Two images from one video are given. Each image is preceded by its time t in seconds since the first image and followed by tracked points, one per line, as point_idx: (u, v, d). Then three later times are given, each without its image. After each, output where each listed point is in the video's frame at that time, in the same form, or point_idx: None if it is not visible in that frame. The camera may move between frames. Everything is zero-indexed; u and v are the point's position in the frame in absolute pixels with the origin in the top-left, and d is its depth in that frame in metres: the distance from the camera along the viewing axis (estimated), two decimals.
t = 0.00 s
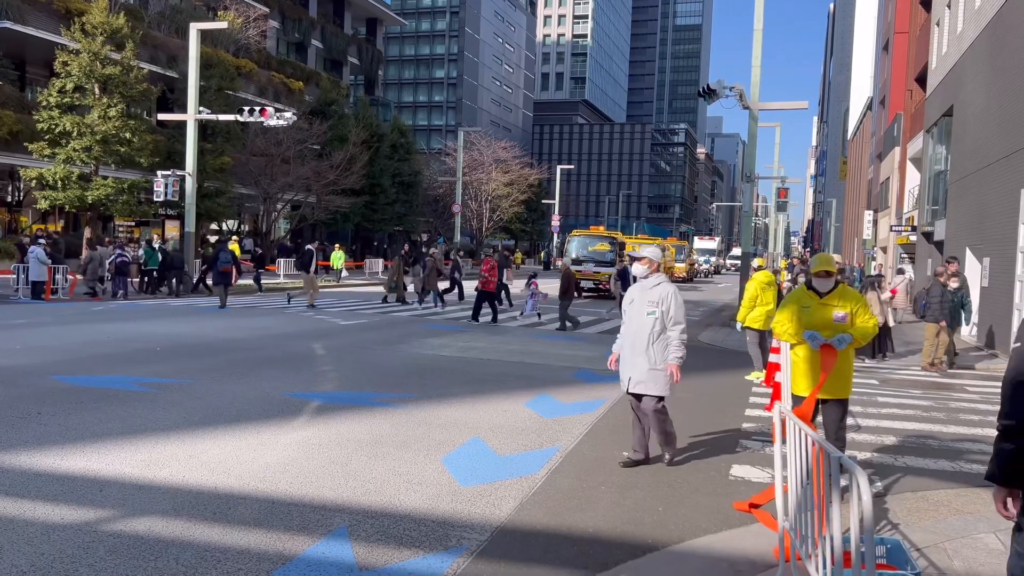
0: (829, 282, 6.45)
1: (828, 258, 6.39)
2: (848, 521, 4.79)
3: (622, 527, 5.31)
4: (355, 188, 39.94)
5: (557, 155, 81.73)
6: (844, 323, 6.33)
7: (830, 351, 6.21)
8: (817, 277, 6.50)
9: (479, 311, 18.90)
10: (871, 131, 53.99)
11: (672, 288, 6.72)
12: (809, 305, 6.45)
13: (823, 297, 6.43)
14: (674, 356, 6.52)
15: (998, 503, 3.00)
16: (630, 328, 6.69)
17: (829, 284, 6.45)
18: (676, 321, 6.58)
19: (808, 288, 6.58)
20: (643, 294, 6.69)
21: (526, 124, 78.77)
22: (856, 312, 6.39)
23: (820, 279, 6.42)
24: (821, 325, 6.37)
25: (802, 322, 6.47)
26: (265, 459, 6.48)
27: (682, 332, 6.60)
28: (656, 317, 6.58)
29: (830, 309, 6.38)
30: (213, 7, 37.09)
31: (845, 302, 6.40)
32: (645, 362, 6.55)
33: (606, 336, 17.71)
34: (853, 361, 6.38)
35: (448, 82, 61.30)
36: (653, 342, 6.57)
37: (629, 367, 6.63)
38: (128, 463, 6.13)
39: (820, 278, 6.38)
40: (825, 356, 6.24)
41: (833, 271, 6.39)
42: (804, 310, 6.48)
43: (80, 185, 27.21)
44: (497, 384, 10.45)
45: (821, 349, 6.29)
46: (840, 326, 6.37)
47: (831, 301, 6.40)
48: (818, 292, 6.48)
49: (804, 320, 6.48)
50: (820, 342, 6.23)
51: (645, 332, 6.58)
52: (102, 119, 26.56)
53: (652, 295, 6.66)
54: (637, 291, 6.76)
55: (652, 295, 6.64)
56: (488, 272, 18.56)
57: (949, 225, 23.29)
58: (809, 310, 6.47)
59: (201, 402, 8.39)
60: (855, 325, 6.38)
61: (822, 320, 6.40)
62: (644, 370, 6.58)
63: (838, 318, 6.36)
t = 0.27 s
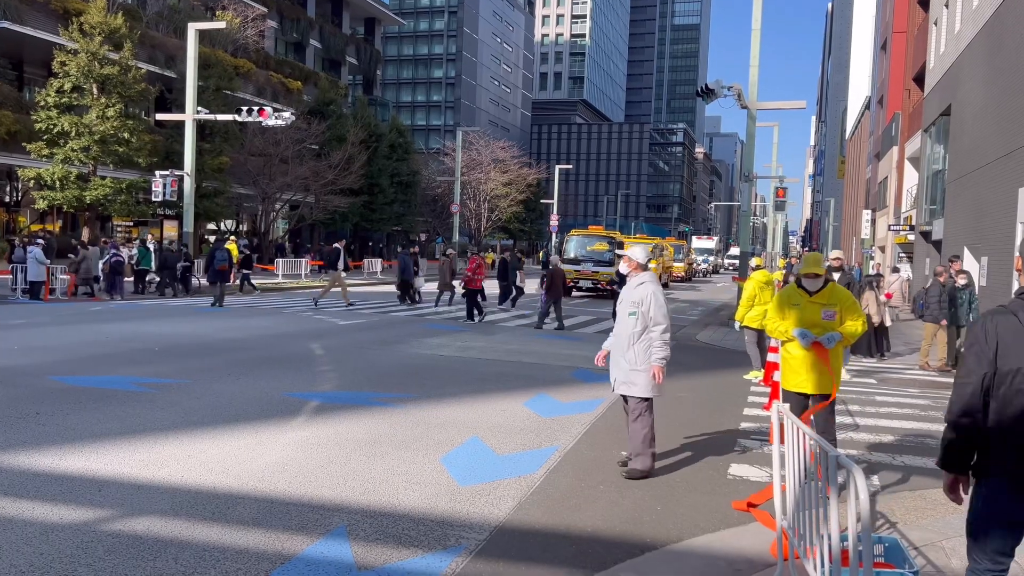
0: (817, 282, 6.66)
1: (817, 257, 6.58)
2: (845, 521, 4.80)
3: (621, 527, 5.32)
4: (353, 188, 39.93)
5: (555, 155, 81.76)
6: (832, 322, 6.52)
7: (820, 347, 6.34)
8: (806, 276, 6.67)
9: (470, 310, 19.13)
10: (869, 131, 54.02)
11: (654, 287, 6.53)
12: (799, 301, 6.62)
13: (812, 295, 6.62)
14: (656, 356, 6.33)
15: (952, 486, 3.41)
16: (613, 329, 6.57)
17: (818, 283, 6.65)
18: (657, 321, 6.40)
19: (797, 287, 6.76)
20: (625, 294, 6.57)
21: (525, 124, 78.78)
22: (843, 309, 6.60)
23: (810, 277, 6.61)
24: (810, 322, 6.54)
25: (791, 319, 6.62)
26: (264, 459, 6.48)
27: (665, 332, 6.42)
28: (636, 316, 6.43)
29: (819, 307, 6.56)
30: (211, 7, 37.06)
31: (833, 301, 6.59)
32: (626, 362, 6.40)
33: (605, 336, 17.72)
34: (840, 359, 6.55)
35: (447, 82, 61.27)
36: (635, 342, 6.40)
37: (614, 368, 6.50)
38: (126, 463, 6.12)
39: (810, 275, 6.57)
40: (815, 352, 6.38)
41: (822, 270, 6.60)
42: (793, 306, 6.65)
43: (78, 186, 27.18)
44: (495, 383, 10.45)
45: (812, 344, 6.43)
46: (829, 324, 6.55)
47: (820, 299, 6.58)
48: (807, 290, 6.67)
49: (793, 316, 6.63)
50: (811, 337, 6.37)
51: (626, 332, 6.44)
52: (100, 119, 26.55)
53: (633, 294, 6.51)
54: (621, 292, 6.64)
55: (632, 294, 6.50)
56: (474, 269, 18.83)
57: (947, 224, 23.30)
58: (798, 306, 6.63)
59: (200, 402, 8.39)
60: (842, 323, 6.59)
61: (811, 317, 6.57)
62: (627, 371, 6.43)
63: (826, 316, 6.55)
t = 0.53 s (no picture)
0: (811, 283, 6.72)
1: (809, 258, 6.62)
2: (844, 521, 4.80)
3: (620, 527, 5.32)
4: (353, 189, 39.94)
5: (554, 155, 81.80)
6: (827, 321, 6.54)
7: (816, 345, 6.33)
8: (799, 277, 6.73)
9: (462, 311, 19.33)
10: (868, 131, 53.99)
11: (636, 287, 6.36)
12: (794, 302, 6.67)
13: (806, 295, 6.66)
14: (635, 357, 6.20)
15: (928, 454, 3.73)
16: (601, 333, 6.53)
17: (812, 284, 6.70)
18: (633, 322, 6.24)
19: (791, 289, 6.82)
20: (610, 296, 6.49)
21: (524, 125, 78.81)
22: (838, 309, 6.62)
23: (803, 277, 6.67)
24: (805, 321, 6.56)
25: (786, 319, 6.66)
26: (264, 459, 6.49)
27: (644, 331, 6.23)
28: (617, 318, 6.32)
29: (813, 307, 6.60)
30: (210, 8, 37.06)
31: (828, 302, 6.61)
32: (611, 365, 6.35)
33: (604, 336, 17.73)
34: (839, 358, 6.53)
35: (446, 82, 61.29)
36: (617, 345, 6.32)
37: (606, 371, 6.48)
38: (126, 464, 6.12)
39: (803, 276, 6.63)
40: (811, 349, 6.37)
41: (815, 271, 6.66)
42: (788, 307, 6.70)
43: (78, 186, 27.19)
44: (495, 384, 10.45)
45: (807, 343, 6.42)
46: (824, 323, 6.56)
47: (814, 299, 6.62)
48: (801, 291, 6.72)
49: (789, 317, 6.67)
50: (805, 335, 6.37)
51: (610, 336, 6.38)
52: (100, 119, 26.56)
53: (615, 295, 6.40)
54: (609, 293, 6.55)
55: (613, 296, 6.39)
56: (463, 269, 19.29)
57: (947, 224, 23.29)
58: (793, 307, 6.68)
59: (200, 403, 8.40)
60: (838, 323, 6.61)
61: (806, 317, 6.60)
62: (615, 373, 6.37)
63: (821, 315, 6.56)
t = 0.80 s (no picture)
0: (814, 282, 6.72)
1: (812, 258, 6.64)
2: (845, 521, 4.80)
3: (620, 527, 5.32)
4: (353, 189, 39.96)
5: (554, 156, 81.87)
6: (830, 320, 6.55)
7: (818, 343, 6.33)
8: (802, 276, 6.74)
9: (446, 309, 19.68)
10: (868, 131, 53.92)
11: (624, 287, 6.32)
12: (797, 302, 6.67)
13: (809, 295, 6.67)
14: (614, 358, 6.17)
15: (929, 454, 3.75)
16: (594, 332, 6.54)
17: (814, 284, 6.71)
18: (616, 322, 6.20)
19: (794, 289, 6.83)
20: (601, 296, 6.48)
21: (524, 125, 78.84)
22: (841, 309, 6.62)
23: (806, 277, 6.67)
24: (808, 322, 6.57)
25: (790, 319, 6.67)
26: (264, 460, 6.50)
27: (626, 330, 6.16)
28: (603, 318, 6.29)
29: (816, 307, 6.61)
30: (210, 9, 37.09)
31: (831, 301, 6.62)
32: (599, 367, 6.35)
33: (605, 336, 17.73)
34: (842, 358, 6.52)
35: (446, 83, 61.34)
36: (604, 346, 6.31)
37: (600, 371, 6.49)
38: (126, 465, 6.13)
39: (805, 276, 6.65)
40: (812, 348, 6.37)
41: (818, 271, 6.66)
42: (791, 306, 6.70)
43: (78, 188, 27.22)
44: (495, 384, 10.46)
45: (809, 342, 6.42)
46: (826, 323, 6.57)
47: (817, 299, 6.63)
48: (804, 291, 6.73)
49: (793, 317, 6.67)
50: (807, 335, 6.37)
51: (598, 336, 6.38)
52: (99, 120, 26.56)
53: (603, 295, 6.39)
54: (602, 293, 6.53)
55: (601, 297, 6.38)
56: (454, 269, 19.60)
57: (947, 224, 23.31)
58: (796, 306, 6.68)
59: (201, 403, 8.40)
60: (841, 323, 6.61)
61: (808, 317, 6.61)
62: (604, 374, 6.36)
63: (823, 315, 6.58)
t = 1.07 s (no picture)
0: (818, 282, 6.71)
1: (816, 258, 6.67)
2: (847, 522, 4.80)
3: (621, 528, 5.32)
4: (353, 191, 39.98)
5: (554, 157, 81.90)
6: (834, 320, 6.56)
7: (821, 343, 6.33)
8: (806, 277, 6.75)
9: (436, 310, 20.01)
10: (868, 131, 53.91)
11: (621, 289, 6.36)
12: (801, 302, 6.66)
13: (814, 295, 6.66)
14: (607, 360, 6.25)
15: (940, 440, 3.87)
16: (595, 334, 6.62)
17: (818, 284, 6.71)
18: (610, 323, 6.26)
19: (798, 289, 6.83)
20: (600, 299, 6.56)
21: (524, 126, 78.89)
22: (845, 309, 6.64)
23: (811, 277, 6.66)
24: (812, 322, 6.56)
25: (794, 319, 6.65)
26: (265, 462, 6.50)
27: (618, 333, 6.22)
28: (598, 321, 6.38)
29: (820, 307, 6.61)
30: (211, 11, 37.13)
31: (835, 301, 6.63)
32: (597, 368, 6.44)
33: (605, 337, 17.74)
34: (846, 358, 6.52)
35: (446, 84, 61.39)
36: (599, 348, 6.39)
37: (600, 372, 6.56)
38: (127, 466, 6.13)
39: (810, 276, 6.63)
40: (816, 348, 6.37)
41: (821, 270, 6.66)
42: (796, 307, 6.68)
43: (78, 189, 27.22)
44: (496, 385, 10.47)
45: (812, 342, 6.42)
46: (830, 323, 6.58)
47: (821, 299, 6.63)
48: (809, 291, 6.72)
49: (797, 317, 6.66)
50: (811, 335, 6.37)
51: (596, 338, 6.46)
52: (100, 122, 26.57)
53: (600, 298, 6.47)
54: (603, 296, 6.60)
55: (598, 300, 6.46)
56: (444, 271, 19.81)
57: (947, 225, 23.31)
58: (801, 307, 6.66)
59: (202, 405, 8.40)
60: (845, 323, 6.62)
61: (812, 317, 6.60)
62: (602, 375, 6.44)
63: (828, 315, 6.58)
